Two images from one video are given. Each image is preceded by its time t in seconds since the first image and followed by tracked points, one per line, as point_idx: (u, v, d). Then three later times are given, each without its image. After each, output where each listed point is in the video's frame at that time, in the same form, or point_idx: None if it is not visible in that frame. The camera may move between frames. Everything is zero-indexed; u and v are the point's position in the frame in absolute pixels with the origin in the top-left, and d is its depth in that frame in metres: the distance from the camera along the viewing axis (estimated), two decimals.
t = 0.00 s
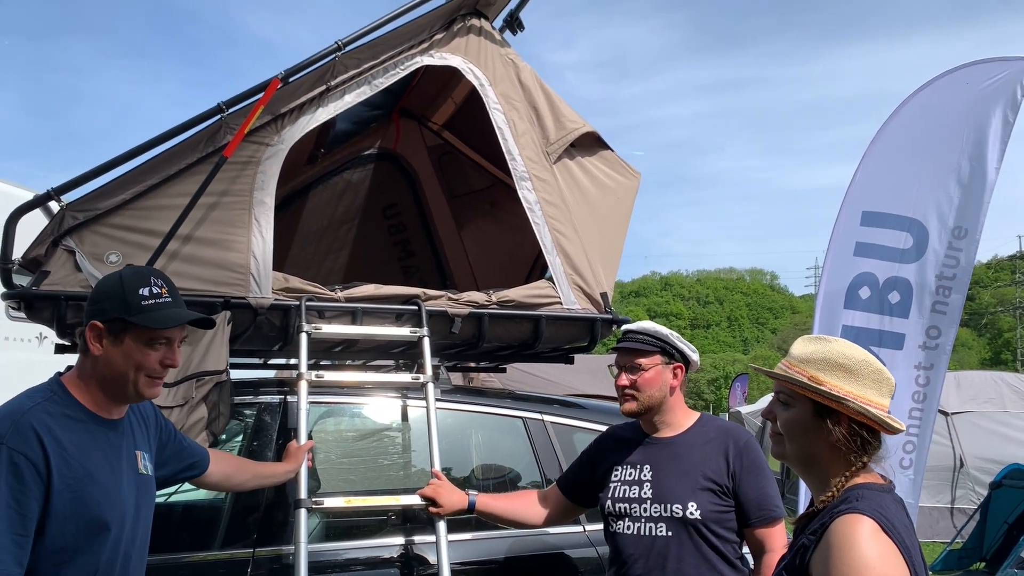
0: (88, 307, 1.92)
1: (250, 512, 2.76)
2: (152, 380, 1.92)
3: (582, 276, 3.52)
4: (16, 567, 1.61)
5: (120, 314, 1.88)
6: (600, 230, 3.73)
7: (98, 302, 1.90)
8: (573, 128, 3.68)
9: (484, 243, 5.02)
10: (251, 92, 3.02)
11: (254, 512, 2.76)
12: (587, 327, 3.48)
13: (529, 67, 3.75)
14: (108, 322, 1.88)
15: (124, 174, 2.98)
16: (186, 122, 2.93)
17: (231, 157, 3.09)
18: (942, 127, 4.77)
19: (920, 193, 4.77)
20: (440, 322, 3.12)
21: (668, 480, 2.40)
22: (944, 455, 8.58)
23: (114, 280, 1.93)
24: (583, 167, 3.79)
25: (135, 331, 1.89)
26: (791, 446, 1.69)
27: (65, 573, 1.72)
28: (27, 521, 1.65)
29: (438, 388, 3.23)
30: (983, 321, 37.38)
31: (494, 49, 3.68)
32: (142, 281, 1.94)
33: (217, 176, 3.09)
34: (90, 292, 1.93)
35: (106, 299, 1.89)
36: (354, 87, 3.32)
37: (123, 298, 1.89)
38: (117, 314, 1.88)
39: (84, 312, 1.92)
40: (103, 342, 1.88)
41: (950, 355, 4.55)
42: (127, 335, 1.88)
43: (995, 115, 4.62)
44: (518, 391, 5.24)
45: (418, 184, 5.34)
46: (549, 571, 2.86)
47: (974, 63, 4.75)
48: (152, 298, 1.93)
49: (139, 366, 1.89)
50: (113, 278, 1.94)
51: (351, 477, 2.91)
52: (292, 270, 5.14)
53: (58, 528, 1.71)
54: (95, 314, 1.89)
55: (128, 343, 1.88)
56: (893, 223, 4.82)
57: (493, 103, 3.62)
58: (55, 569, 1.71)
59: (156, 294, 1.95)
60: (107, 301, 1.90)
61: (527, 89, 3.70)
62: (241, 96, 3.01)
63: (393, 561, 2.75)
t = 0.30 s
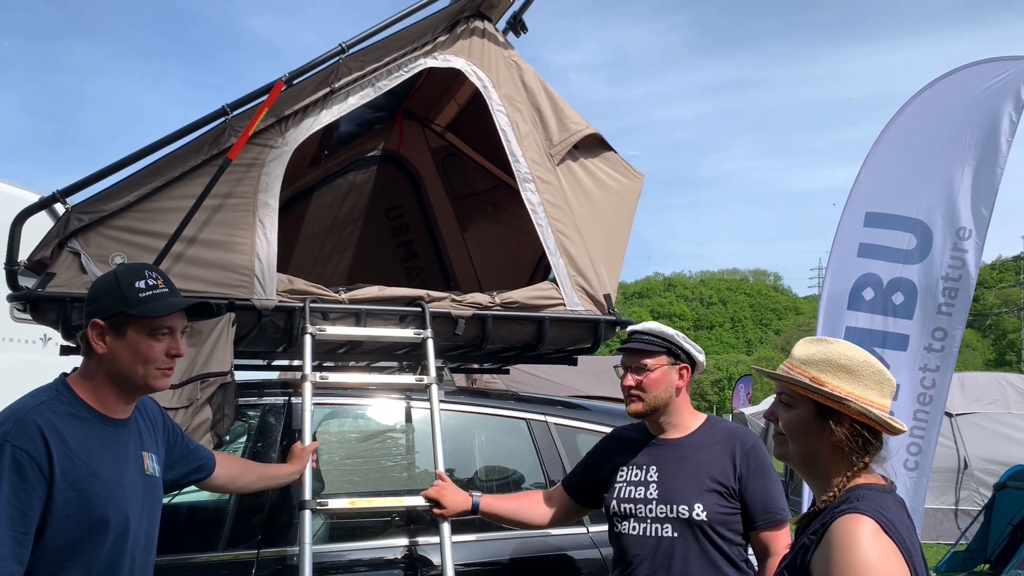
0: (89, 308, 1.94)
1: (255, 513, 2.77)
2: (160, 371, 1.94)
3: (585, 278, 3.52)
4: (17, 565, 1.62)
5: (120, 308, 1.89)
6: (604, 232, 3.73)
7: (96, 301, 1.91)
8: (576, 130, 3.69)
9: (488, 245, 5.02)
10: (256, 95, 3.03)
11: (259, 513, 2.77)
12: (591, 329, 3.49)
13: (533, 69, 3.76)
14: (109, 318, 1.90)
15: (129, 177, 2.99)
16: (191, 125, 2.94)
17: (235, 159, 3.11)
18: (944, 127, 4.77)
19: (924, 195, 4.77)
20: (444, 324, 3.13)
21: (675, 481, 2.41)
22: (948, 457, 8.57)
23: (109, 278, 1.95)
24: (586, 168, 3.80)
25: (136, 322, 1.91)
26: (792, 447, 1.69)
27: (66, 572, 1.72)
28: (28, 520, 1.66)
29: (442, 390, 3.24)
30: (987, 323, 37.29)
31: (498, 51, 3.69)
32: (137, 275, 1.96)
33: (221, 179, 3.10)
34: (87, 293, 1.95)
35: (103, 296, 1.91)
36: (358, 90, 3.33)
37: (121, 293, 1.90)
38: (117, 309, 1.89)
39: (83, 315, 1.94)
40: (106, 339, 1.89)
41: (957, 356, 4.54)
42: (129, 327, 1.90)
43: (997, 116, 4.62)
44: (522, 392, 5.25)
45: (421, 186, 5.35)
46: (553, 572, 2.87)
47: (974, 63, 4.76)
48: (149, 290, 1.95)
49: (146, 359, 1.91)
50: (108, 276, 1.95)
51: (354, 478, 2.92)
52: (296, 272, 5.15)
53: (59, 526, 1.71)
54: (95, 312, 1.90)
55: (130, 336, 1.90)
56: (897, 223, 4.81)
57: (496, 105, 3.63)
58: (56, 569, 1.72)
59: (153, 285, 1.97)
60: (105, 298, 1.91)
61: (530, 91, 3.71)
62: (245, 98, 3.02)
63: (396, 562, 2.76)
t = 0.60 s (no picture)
0: (96, 305, 1.92)
1: (259, 514, 2.78)
2: (171, 368, 1.97)
3: (589, 279, 3.52)
4: (29, 567, 1.62)
5: (138, 304, 1.91)
6: (607, 233, 3.74)
7: (109, 299, 1.91)
8: (579, 131, 3.70)
9: (491, 246, 5.02)
10: (260, 96, 3.04)
11: (262, 513, 2.78)
12: (594, 330, 3.49)
13: (536, 70, 3.76)
14: (125, 316, 1.91)
15: (133, 178, 3.00)
16: (195, 126, 2.95)
17: (239, 160, 3.11)
18: (949, 128, 4.77)
19: (927, 196, 4.76)
20: (448, 325, 3.13)
21: (679, 483, 2.41)
22: (952, 458, 8.55)
23: (121, 277, 1.96)
24: (589, 169, 3.80)
25: (153, 319, 1.94)
26: (795, 448, 1.69)
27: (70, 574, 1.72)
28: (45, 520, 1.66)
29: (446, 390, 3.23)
30: (991, 323, 37.20)
31: (501, 52, 3.70)
32: (148, 274, 1.99)
33: (225, 180, 3.11)
34: (95, 292, 1.94)
35: (117, 294, 1.92)
36: (361, 91, 3.34)
37: (137, 290, 1.93)
38: (134, 305, 1.91)
39: (89, 314, 1.92)
40: (122, 337, 1.90)
41: (961, 358, 4.52)
42: (146, 324, 1.93)
43: (1002, 116, 4.61)
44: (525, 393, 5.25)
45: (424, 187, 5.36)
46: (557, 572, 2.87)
47: (978, 64, 4.75)
48: (163, 288, 1.98)
49: (162, 355, 1.94)
50: (118, 275, 1.96)
51: (357, 479, 2.92)
52: (299, 273, 5.16)
53: (67, 528, 1.72)
54: (109, 311, 1.90)
55: (148, 333, 1.93)
56: (900, 225, 4.81)
57: (500, 106, 3.63)
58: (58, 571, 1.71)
59: (165, 284, 2.00)
60: (119, 296, 1.92)
61: (533, 92, 3.72)
62: (249, 100, 3.02)
63: (400, 563, 2.76)
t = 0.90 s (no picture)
0: (54, 285, 1.68)
1: (261, 514, 2.78)
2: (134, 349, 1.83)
3: (591, 279, 3.52)
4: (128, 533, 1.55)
5: (116, 289, 1.74)
6: (609, 234, 3.74)
7: (84, 286, 1.69)
8: (581, 132, 3.70)
9: (493, 247, 5.02)
10: (262, 97, 3.04)
11: (265, 513, 2.78)
12: (596, 330, 3.48)
13: (538, 71, 3.77)
14: (105, 301, 1.72)
15: (136, 179, 3.01)
16: (198, 127, 2.96)
17: (242, 161, 3.12)
18: (952, 129, 4.76)
19: (930, 196, 4.76)
20: (450, 325, 3.13)
21: (683, 484, 2.41)
22: (955, 459, 8.54)
23: (82, 263, 1.74)
24: (591, 170, 3.80)
25: (127, 303, 1.78)
26: (794, 449, 1.69)
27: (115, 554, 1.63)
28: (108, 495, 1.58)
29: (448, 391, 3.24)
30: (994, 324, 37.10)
31: (503, 53, 3.70)
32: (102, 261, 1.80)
33: (228, 181, 3.11)
34: (57, 277, 1.68)
35: (91, 280, 1.71)
36: (364, 92, 3.34)
37: (109, 275, 1.74)
38: (113, 290, 1.73)
39: (53, 302, 1.67)
40: (103, 322, 1.72)
41: (965, 359, 4.51)
42: (123, 308, 1.76)
43: (1005, 117, 4.60)
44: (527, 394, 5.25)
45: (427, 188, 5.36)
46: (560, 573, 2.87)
47: (981, 65, 4.75)
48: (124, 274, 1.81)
49: (133, 337, 1.79)
50: (79, 262, 1.74)
51: (359, 480, 2.92)
52: (302, 274, 5.16)
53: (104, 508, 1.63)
54: (88, 297, 1.69)
55: (125, 317, 1.77)
56: (903, 225, 4.81)
57: (502, 107, 3.64)
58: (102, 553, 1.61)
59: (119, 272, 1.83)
60: (92, 281, 1.71)
61: (534, 93, 3.72)
62: (252, 101, 3.03)
63: (402, 564, 2.76)
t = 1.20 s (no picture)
0: (19, 282, 1.59)
1: (265, 515, 2.78)
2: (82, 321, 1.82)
3: (594, 280, 3.52)
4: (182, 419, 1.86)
5: (79, 282, 1.70)
6: (612, 234, 3.73)
7: (50, 282, 1.63)
8: (584, 132, 3.69)
9: (497, 248, 5.02)
10: (265, 98, 3.04)
11: (268, 514, 2.78)
12: (599, 331, 3.48)
13: (541, 71, 3.76)
14: (70, 295, 1.69)
15: (140, 180, 3.01)
16: (202, 128, 2.96)
17: (245, 162, 3.12)
18: (955, 129, 4.76)
19: (933, 197, 4.75)
20: (452, 326, 3.13)
21: (686, 485, 2.40)
22: (959, 460, 8.52)
23: (40, 257, 1.65)
24: (593, 170, 3.79)
25: (86, 292, 1.75)
26: (794, 449, 1.68)
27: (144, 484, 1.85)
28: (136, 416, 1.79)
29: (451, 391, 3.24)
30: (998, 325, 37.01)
31: (506, 54, 3.70)
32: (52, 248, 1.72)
33: (231, 182, 3.12)
34: (19, 274, 1.60)
35: (57, 276, 1.64)
36: (367, 93, 3.34)
37: (71, 267, 1.68)
38: (76, 284, 1.69)
39: (20, 301, 1.60)
40: (68, 314, 1.70)
41: (969, 361, 4.48)
42: (83, 298, 1.74)
43: (1008, 116, 4.59)
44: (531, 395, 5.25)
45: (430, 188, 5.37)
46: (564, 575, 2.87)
47: (984, 65, 4.74)
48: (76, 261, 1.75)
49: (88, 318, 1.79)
50: (35, 255, 1.65)
51: (362, 480, 2.92)
52: (305, 275, 5.17)
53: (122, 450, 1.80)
54: (56, 294, 1.65)
55: (86, 306, 1.75)
56: (906, 226, 4.80)
57: (505, 108, 3.64)
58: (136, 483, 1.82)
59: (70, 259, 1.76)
60: (57, 278, 1.65)
61: (537, 93, 3.72)
62: (255, 102, 3.03)
63: (406, 564, 2.76)
